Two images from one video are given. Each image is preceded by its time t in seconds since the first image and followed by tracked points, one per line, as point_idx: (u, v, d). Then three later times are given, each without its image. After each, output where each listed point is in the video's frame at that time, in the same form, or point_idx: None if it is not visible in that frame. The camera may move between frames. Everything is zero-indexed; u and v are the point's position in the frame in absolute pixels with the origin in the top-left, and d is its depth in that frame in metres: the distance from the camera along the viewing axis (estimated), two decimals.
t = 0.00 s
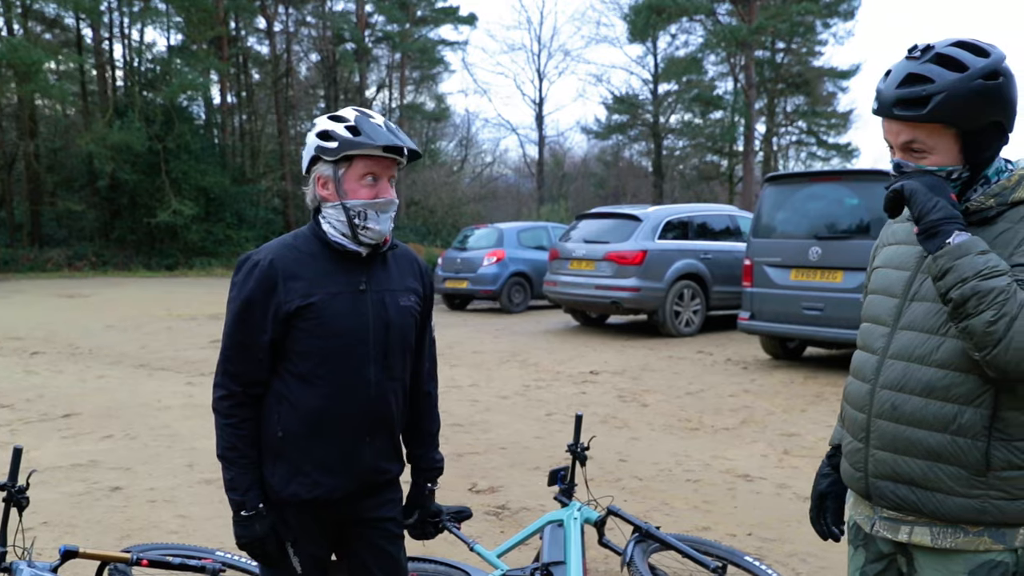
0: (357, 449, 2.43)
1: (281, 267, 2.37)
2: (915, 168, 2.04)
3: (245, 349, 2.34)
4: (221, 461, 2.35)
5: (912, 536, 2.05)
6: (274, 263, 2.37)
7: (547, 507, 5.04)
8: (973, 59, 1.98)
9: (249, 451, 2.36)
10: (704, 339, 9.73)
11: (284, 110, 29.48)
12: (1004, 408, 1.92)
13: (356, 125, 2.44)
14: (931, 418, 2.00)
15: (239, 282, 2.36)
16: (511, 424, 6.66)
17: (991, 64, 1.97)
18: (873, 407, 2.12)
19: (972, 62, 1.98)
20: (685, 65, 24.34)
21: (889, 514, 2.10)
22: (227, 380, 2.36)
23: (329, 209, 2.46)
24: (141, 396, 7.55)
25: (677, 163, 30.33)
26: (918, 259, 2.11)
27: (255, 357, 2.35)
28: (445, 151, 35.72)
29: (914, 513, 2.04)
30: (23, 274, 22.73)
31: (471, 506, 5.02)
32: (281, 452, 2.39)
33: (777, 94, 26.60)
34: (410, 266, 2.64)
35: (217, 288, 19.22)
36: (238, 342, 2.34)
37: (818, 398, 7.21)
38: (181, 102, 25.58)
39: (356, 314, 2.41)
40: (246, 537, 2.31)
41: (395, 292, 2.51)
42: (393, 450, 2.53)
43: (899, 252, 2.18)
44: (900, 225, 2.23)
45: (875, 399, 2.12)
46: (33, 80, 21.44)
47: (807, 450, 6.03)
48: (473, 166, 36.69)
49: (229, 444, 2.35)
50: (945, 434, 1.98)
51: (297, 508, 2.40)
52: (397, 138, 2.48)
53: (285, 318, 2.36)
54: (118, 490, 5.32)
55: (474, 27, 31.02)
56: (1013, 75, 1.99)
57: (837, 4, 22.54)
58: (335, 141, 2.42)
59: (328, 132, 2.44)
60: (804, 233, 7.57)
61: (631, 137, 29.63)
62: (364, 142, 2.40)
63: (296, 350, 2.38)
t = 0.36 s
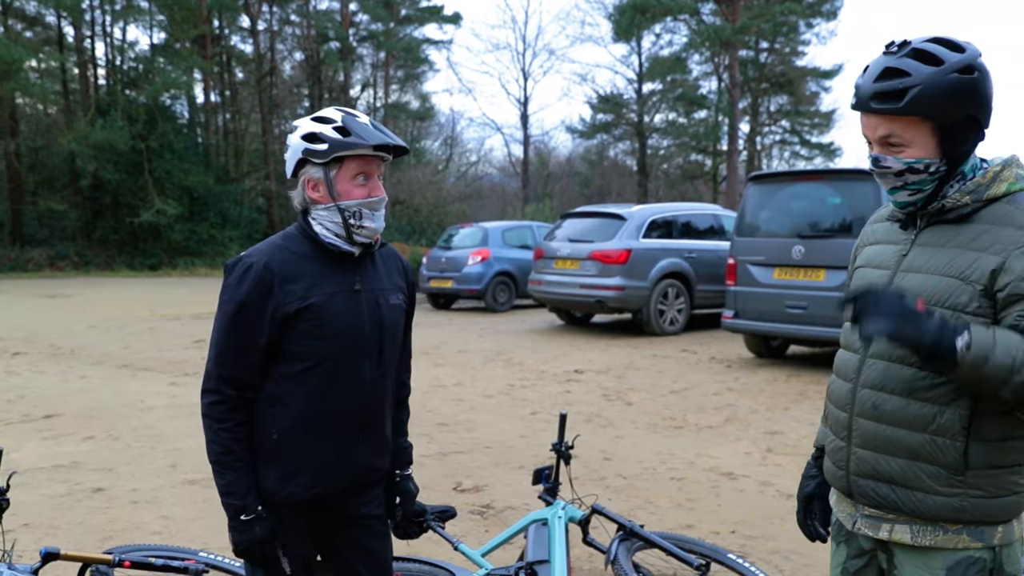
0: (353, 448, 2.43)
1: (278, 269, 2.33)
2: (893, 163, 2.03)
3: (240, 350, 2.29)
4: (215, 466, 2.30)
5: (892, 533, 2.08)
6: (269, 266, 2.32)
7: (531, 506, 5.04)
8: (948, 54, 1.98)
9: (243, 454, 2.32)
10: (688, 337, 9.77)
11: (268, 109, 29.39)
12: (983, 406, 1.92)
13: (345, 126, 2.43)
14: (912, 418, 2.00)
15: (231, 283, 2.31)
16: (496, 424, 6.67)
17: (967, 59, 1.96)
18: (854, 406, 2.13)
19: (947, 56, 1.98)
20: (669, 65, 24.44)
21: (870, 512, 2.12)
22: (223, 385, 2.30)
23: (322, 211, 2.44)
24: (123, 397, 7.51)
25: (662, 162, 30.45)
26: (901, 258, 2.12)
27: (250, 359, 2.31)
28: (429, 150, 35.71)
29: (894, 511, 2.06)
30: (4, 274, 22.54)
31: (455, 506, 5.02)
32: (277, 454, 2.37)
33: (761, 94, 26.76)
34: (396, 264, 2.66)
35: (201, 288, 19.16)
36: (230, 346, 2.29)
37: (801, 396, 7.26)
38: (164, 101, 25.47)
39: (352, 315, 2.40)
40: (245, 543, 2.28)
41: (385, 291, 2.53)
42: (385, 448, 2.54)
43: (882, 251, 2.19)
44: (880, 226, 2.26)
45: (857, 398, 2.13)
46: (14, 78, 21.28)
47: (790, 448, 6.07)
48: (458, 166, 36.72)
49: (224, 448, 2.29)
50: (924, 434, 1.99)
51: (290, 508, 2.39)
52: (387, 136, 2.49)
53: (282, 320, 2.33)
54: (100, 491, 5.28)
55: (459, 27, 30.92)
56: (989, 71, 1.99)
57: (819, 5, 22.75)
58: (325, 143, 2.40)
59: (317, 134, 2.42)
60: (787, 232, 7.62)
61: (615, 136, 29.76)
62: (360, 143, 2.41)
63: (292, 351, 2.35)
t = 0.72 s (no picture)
0: (338, 442, 2.43)
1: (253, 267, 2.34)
2: (861, 161, 2.04)
3: (245, 322, 2.26)
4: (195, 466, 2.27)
5: (881, 532, 2.07)
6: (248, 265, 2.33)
7: (518, 505, 5.04)
8: (917, 53, 2.00)
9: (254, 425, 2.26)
10: (675, 335, 9.80)
11: (254, 107, 29.36)
12: (967, 404, 1.95)
13: (312, 130, 2.41)
14: (897, 418, 2.02)
15: (227, 285, 2.30)
16: (483, 422, 6.67)
17: (936, 59, 1.99)
18: (840, 408, 2.14)
19: (917, 55, 2.00)
20: (656, 64, 24.49)
21: (859, 511, 2.12)
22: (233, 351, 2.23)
23: (292, 214, 2.43)
24: (109, 397, 7.48)
25: (649, 160, 30.55)
26: (879, 263, 2.12)
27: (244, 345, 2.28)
28: (417, 149, 35.69)
29: (883, 511, 2.06)
30: None
31: (443, 504, 5.01)
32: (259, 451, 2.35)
33: (747, 93, 26.87)
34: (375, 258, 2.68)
35: (187, 287, 19.07)
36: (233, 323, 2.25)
37: (786, 393, 7.30)
38: (149, 99, 25.38)
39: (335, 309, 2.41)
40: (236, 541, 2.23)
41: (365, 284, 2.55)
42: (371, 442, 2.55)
43: (858, 253, 2.20)
44: (850, 225, 2.28)
45: (841, 400, 2.14)
46: None
47: (776, 445, 6.10)
48: (445, 165, 36.76)
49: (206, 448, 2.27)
50: (913, 435, 2.00)
51: (275, 506, 2.37)
52: (355, 140, 2.44)
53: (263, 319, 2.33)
54: (85, 491, 5.25)
55: (446, 25, 30.76)
56: (959, 69, 2.01)
57: (805, 4, 22.88)
58: (290, 149, 2.38)
59: (284, 138, 2.40)
60: (773, 230, 7.65)
61: (602, 135, 29.95)
62: (324, 150, 2.37)
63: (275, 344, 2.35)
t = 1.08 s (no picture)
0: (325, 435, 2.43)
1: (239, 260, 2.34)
2: (850, 159, 2.06)
3: (252, 305, 2.27)
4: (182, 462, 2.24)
5: (868, 528, 2.08)
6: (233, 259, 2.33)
7: (507, 502, 5.04)
8: (906, 51, 2.01)
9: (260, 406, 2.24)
10: (664, 332, 9.84)
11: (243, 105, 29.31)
12: (950, 402, 1.96)
13: (286, 130, 2.39)
14: (882, 417, 2.03)
15: (218, 279, 2.29)
16: (473, 420, 6.68)
17: (925, 57, 1.99)
18: (827, 405, 2.16)
19: (905, 54, 2.01)
20: (645, 62, 24.55)
21: (846, 506, 2.13)
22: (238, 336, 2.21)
23: (269, 213, 2.43)
24: (97, 395, 7.44)
25: (638, 158, 30.64)
26: (864, 260, 2.14)
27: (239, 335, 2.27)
28: (406, 147, 35.70)
29: (869, 506, 2.07)
30: None
31: (432, 501, 5.01)
32: (247, 446, 2.34)
33: (736, 91, 26.91)
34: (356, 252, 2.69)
35: (175, 285, 18.99)
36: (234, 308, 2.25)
37: (774, 390, 7.33)
38: (137, 96, 25.32)
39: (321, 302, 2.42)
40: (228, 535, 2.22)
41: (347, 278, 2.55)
42: (356, 435, 2.55)
43: (845, 248, 2.21)
44: (840, 221, 2.29)
45: (828, 397, 2.15)
46: None
47: (764, 442, 6.12)
48: (435, 163, 36.76)
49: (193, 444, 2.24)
50: (895, 432, 2.01)
51: (263, 501, 2.37)
52: (330, 141, 2.42)
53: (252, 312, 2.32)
54: (72, 490, 5.22)
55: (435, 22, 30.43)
56: (947, 66, 2.02)
57: (793, 2, 22.99)
58: (264, 148, 2.37)
59: (258, 137, 2.39)
60: (761, 228, 7.68)
61: (592, 133, 30.13)
62: (297, 151, 2.35)
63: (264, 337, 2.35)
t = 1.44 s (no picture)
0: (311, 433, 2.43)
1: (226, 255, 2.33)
2: (839, 155, 2.07)
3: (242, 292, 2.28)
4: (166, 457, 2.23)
5: (860, 525, 2.09)
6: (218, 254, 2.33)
7: (499, 499, 5.05)
8: (891, 46, 2.02)
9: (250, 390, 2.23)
10: (655, 330, 9.87)
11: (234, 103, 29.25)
12: (941, 399, 1.97)
13: (271, 126, 2.38)
14: (874, 413, 2.04)
15: (207, 270, 2.30)
16: (465, 417, 6.68)
17: (910, 51, 2.00)
18: (818, 403, 2.17)
19: (891, 49, 2.02)
20: (636, 59, 24.59)
21: (838, 504, 2.14)
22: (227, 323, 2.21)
23: (257, 210, 2.43)
24: (87, 394, 7.42)
25: (630, 156, 30.70)
26: (855, 255, 2.15)
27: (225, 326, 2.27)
28: (398, 145, 35.66)
29: (860, 504, 2.08)
30: None
31: (424, 499, 5.02)
32: (233, 442, 2.34)
33: (727, 89, 26.97)
34: (344, 249, 2.69)
35: (166, 283, 18.95)
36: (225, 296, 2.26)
37: (766, 387, 7.36)
38: (128, 94, 25.25)
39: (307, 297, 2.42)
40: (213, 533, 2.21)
41: (335, 274, 2.55)
42: (343, 433, 2.55)
43: (837, 246, 2.22)
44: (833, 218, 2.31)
45: (820, 395, 2.17)
46: None
47: (755, 439, 6.15)
48: (427, 161, 36.73)
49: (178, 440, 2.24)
50: (886, 429, 2.03)
51: (250, 498, 2.37)
52: (317, 141, 2.43)
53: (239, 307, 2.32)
54: (62, 489, 5.20)
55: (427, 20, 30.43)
56: (933, 62, 2.03)
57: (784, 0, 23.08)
58: (252, 148, 2.36)
59: (244, 136, 2.38)
60: (752, 225, 7.71)
61: (583, 130, 30.24)
62: (285, 152, 2.35)
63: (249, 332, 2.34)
